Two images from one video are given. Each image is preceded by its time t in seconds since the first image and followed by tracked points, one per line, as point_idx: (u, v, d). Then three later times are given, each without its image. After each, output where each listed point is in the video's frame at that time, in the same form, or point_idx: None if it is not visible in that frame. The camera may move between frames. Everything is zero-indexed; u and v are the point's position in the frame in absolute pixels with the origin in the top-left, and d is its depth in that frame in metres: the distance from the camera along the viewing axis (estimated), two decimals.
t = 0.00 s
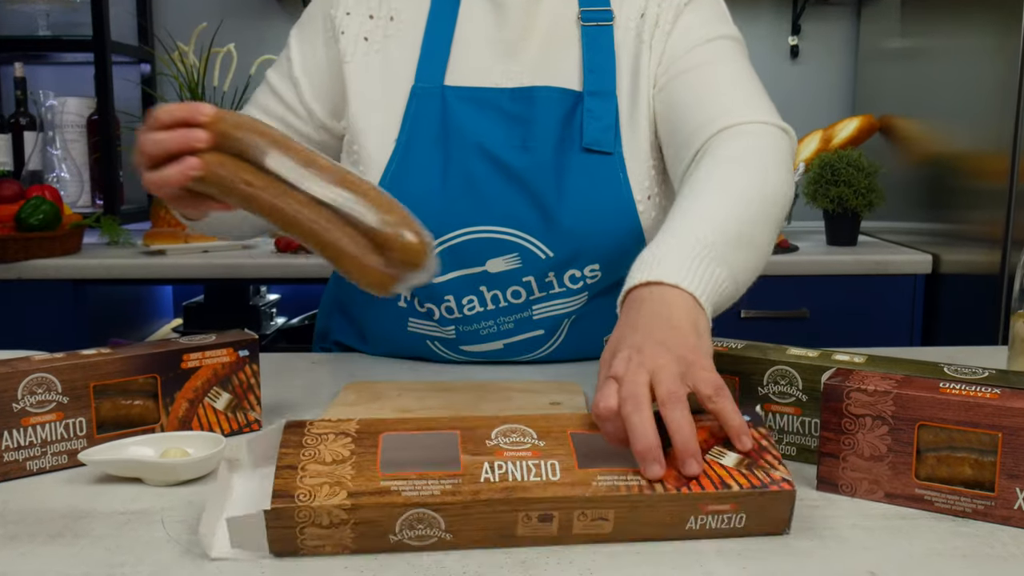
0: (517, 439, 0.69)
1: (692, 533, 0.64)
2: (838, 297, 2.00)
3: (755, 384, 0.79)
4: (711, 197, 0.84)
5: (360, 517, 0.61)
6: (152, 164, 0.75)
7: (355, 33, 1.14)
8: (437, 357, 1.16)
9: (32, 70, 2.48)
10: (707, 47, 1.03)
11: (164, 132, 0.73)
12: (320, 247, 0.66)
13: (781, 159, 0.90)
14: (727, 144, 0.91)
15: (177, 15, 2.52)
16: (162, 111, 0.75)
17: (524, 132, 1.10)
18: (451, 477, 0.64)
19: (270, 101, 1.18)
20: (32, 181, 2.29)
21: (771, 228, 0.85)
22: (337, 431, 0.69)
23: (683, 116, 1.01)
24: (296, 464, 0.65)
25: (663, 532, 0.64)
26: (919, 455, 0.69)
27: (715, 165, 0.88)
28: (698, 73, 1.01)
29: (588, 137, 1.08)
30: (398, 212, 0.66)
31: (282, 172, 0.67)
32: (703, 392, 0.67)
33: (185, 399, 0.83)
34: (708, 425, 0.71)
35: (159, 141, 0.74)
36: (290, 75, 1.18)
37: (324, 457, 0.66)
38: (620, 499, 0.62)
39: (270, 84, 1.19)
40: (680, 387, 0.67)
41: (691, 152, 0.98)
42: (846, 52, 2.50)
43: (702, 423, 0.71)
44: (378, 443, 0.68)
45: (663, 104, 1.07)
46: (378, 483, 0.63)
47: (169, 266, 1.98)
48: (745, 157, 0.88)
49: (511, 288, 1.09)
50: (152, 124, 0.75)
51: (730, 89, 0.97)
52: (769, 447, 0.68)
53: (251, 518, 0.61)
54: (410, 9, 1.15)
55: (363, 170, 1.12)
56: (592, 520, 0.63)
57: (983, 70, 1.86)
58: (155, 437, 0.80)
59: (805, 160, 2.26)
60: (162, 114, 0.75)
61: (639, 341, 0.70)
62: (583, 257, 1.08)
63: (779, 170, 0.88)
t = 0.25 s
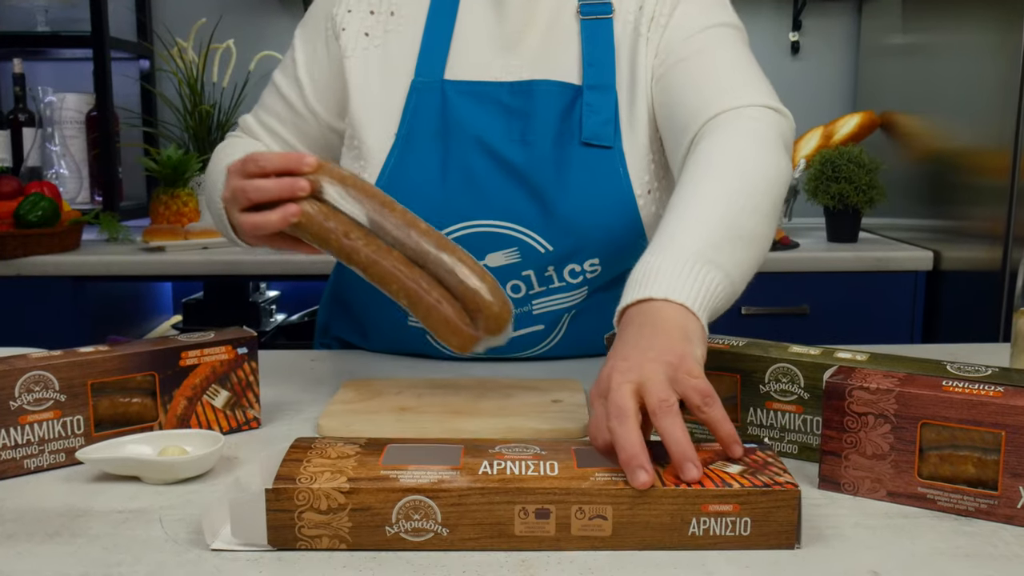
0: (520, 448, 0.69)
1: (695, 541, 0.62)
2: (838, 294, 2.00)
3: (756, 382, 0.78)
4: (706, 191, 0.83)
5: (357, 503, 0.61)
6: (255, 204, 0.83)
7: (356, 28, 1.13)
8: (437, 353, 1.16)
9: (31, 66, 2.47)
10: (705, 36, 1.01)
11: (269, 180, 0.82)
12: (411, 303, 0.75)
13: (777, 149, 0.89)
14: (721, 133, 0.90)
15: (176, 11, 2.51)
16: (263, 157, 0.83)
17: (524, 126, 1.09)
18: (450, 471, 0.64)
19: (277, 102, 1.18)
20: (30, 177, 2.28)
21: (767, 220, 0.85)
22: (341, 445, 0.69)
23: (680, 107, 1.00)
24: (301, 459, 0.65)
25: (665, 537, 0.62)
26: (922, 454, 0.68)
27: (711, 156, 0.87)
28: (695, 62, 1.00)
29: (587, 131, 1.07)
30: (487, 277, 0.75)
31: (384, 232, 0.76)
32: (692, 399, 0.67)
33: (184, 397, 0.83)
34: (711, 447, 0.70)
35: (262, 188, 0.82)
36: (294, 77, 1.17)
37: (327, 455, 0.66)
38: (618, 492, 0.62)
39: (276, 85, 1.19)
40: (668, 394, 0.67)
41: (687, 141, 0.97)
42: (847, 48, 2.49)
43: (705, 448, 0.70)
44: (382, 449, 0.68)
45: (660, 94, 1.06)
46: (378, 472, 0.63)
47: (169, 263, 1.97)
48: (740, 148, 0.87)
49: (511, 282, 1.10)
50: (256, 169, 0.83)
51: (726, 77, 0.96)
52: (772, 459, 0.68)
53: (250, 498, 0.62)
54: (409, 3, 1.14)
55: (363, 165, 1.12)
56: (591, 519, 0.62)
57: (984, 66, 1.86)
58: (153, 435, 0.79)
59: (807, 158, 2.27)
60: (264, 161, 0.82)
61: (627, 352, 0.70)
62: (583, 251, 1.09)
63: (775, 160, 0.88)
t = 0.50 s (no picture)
0: (521, 447, 0.69)
1: (695, 539, 0.62)
2: (839, 292, 2.00)
3: (757, 380, 0.78)
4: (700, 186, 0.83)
5: (356, 500, 0.61)
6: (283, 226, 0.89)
7: (357, 25, 1.13)
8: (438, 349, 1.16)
9: (30, 63, 2.47)
10: (704, 31, 1.01)
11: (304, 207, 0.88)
12: (438, 331, 0.85)
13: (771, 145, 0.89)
14: (715, 124, 0.90)
15: (175, 7, 2.50)
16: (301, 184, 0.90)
17: (524, 121, 1.09)
18: (449, 468, 0.63)
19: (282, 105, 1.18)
20: (30, 175, 2.28)
21: (760, 214, 0.85)
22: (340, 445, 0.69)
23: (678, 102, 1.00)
24: (300, 457, 0.65)
25: (666, 536, 0.62)
26: (924, 452, 0.68)
27: (704, 149, 0.87)
28: (692, 55, 1.00)
29: (587, 127, 1.07)
30: (511, 312, 0.86)
31: (414, 261, 0.86)
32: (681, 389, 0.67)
33: (183, 395, 0.82)
34: (711, 447, 0.69)
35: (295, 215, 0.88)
36: (297, 77, 1.17)
37: (326, 454, 0.66)
38: (618, 490, 0.61)
39: (280, 86, 1.19)
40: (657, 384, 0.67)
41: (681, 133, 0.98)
42: (849, 45, 2.48)
43: (702, 447, 0.70)
44: (381, 449, 0.67)
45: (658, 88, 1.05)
46: (378, 470, 0.63)
47: (168, 260, 1.97)
48: (736, 142, 0.87)
49: (511, 278, 1.10)
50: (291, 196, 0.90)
51: (723, 72, 0.95)
52: (772, 458, 0.67)
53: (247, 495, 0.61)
54: None
55: (363, 161, 1.12)
56: (590, 517, 0.62)
57: (985, 62, 1.85)
58: (152, 433, 0.79)
59: (808, 154, 2.26)
60: (301, 192, 0.89)
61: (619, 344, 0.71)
62: (582, 247, 1.09)
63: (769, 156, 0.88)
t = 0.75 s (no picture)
0: (522, 450, 0.68)
1: (700, 541, 0.62)
2: (840, 289, 2.00)
3: (759, 379, 0.78)
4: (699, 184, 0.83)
5: (356, 505, 0.61)
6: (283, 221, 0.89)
7: (357, 21, 1.12)
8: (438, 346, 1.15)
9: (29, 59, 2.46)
10: (704, 29, 1.00)
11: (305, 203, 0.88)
12: (439, 326, 0.84)
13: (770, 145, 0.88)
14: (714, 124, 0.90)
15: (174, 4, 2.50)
16: (302, 180, 0.89)
17: (525, 117, 1.09)
18: (449, 472, 0.63)
19: (281, 100, 1.17)
20: (29, 171, 2.28)
21: (760, 213, 0.84)
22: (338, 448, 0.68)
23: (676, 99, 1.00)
24: (297, 462, 0.64)
25: (671, 538, 0.62)
26: (926, 451, 0.68)
27: (704, 147, 0.87)
28: (691, 54, 0.99)
29: (588, 124, 1.06)
30: (513, 308, 0.86)
31: (415, 257, 0.86)
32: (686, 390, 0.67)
33: (181, 393, 0.82)
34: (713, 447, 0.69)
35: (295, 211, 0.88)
36: (297, 74, 1.17)
37: (325, 458, 0.65)
38: (622, 492, 0.61)
39: (280, 82, 1.18)
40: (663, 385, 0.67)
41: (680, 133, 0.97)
42: (850, 41, 2.48)
43: (704, 448, 0.69)
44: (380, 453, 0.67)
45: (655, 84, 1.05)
46: (377, 474, 0.63)
47: (167, 257, 1.96)
48: (735, 142, 0.86)
49: (511, 275, 1.09)
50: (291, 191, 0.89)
51: (723, 71, 0.95)
52: (776, 459, 0.67)
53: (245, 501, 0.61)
54: None
55: (362, 157, 1.12)
56: (594, 519, 0.61)
57: (987, 59, 1.84)
58: (150, 431, 0.78)
59: (808, 150, 2.26)
60: (301, 187, 0.89)
61: (623, 343, 0.70)
62: (583, 244, 1.09)
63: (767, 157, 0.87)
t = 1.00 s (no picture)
0: (522, 448, 0.68)
1: (702, 539, 0.61)
2: (841, 286, 1.99)
3: (760, 376, 0.77)
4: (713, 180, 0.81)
5: (355, 504, 0.60)
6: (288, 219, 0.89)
7: (356, 17, 1.12)
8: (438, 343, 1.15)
9: (28, 56, 2.45)
10: (711, 28, 1.00)
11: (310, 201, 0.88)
12: (445, 325, 0.84)
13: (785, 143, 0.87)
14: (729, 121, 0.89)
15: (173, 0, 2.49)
16: (307, 179, 0.89)
17: (524, 114, 1.08)
18: (449, 470, 0.63)
19: (282, 98, 1.17)
20: (28, 168, 2.27)
21: (769, 212, 0.84)
22: (337, 445, 0.68)
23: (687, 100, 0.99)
24: (296, 461, 0.64)
25: (673, 536, 0.61)
26: (929, 449, 0.67)
27: (717, 145, 0.86)
28: (698, 53, 0.99)
29: (587, 122, 1.06)
30: (518, 308, 0.84)
31: (419, 254, 0.85)
32: (675, 336, 0.62)
33: (180, 391, 0.82)
34: (714, 445, 0.69)
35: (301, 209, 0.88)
36: (297, 72, 1.16)
37: (323, 456, 0.65)
38: (623, 490, 0.61)
39: (280, 80, 1.17)
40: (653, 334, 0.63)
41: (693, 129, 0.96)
42: (851, 38, 2.47)
43: (706, 445, 0.69)
44: (379, 450, 0.67)
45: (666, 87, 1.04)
46: (376, 472, 0.62)
47: (167, 255, 1.96)
48: (749, 139, 0.86)
49: (509, 271, 1.09)
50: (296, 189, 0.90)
51: (733, 70, 0.95)
52: (777, 457, 0.66)
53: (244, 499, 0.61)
54: None
55: (361, 153, 1.12)
56: (595, 518, 0.61)
57: (989, 56, 1.84)
58: (148, 429, 0.78)
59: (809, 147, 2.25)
60: (306, 186, 0.89)
61: (622, 282, 0.67)
62: (582, 241, 1.08)
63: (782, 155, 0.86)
